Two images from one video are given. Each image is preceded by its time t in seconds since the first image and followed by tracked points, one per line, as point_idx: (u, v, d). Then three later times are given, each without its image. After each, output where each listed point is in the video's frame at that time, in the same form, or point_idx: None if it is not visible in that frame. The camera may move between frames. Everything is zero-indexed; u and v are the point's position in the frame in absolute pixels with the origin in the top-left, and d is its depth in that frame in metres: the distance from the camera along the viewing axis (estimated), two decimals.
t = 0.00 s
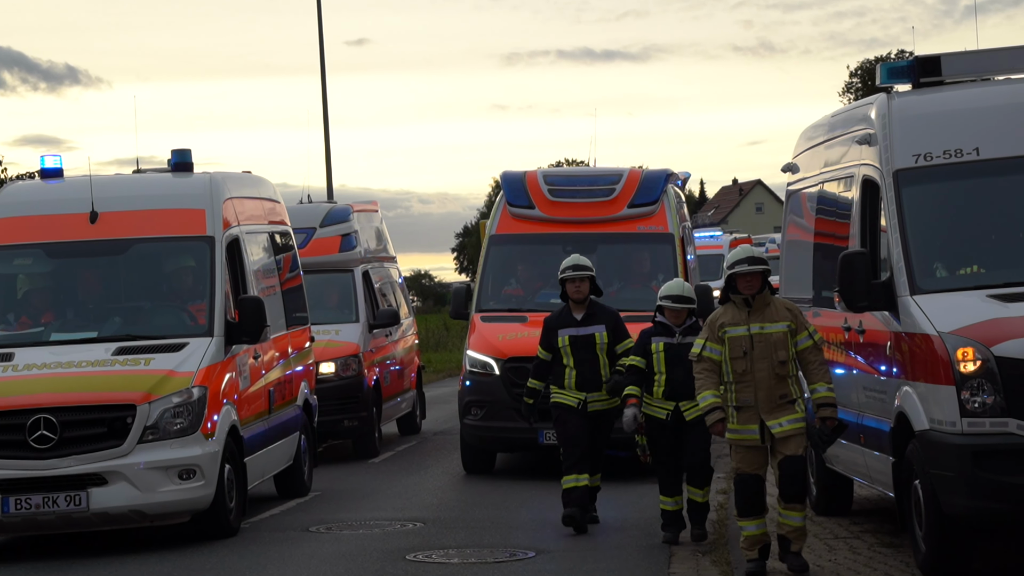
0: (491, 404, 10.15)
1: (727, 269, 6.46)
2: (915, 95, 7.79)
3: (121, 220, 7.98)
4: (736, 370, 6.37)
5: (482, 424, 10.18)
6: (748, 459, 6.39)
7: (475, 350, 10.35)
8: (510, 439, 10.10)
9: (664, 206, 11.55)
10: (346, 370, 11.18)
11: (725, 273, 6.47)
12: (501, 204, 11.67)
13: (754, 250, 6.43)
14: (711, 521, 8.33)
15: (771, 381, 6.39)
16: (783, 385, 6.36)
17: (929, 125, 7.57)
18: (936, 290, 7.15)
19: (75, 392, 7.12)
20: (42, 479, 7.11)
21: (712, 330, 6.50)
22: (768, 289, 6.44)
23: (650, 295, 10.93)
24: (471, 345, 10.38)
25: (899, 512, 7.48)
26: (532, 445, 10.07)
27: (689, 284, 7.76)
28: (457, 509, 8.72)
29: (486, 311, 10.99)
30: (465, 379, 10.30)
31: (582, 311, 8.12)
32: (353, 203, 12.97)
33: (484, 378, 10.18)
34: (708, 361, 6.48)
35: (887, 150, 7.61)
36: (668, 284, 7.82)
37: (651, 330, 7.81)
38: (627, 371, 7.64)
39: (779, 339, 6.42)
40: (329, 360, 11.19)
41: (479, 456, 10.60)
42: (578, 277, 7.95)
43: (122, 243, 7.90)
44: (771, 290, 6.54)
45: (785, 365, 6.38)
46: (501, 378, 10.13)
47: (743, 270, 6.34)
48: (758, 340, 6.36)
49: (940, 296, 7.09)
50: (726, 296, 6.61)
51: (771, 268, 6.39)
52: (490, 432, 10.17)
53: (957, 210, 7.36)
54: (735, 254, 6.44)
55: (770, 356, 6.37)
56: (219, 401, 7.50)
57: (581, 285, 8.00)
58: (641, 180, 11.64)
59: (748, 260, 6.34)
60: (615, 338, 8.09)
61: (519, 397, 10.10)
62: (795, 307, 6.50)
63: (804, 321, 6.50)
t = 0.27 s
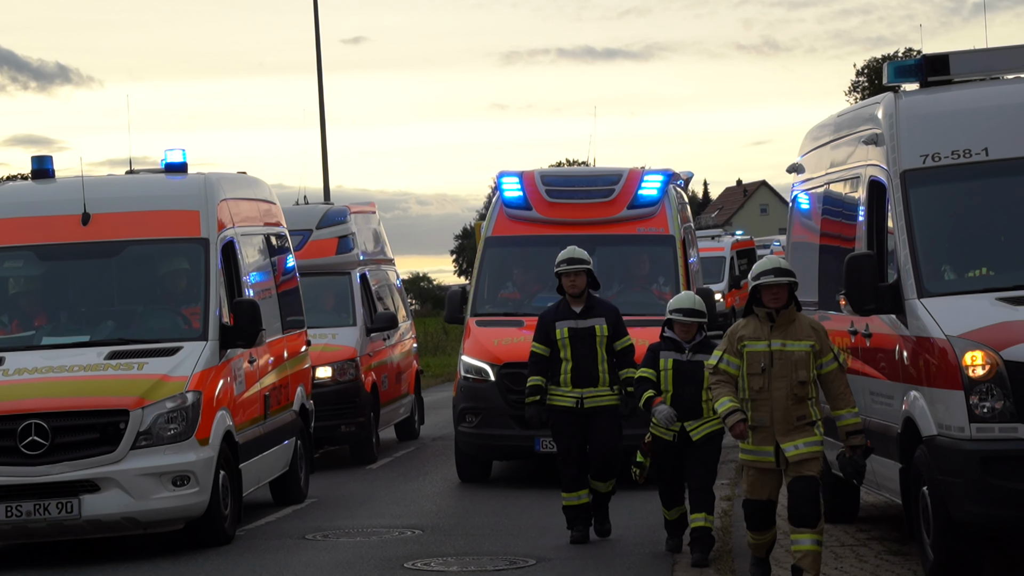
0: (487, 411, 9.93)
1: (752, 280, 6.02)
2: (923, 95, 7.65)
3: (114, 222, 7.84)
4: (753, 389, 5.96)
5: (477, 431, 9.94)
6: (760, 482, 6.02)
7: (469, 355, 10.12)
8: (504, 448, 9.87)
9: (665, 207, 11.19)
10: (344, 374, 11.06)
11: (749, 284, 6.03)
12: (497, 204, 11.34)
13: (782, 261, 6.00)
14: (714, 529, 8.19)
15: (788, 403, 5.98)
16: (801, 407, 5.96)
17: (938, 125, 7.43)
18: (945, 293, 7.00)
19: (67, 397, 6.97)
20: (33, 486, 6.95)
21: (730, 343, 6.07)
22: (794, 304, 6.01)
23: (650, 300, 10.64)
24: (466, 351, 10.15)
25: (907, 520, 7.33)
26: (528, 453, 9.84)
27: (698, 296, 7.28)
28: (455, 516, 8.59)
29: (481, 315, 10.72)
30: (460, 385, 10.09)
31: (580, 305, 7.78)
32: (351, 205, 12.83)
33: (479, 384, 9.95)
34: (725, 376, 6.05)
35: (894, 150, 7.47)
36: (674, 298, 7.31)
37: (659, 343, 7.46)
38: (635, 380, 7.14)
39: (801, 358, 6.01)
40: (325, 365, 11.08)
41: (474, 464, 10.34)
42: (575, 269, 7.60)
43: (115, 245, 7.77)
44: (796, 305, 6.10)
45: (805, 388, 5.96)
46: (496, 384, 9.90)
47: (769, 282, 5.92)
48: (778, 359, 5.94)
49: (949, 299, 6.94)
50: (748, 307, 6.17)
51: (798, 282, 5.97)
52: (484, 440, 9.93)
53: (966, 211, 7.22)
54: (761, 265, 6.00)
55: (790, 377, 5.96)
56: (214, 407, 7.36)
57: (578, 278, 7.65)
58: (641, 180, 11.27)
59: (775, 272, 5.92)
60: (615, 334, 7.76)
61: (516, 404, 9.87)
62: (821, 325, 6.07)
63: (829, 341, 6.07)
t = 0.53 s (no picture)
0: (482, 417, 9.88)
1: (761, 268, 5.92)
2: (925, 96, 7.61)
3: (111, 225, 7.80)
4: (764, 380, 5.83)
5: (472, 437, 9.89)
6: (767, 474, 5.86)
7: (464, 361, 10.06)
8: (498, 454, 9.80)
9: (664, 209, 11.12)
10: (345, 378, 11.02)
11: (759, 274, 5.93)
12: (493, 207, 11.26)
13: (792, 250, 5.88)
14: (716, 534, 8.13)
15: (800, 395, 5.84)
16: (813, 398, 5.81)
17: (940, 126, 7.39)
18: (949, 296, 6.95)
19: (64, 401, 6.92)
20: (30, 491, 6.89)
21: (740, 335, 5.96)
22: (806, 294, 5.88)
23: (648, 304, 10.58)
24: (460, 355, 10.10)
25: (909, 524, 7.28)
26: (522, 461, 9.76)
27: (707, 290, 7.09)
28: (454, 521, 8.53)
29: (476, 319, 10.65)
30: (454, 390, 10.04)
31: (585, 318, 7.58)
32: (350, 208, 12.80)
33: (475, 389, 9.90)
34: (733, 369, 5.95)
35: (897, 152, 7.42)
36: (685, 291, 7.14)
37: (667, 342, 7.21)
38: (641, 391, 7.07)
39: (813, 348, 5.87)
40: (324, 368, 11.04)
41: (469, 472, 10.24)
42: (579, 280, 7.38)
43: (112, 249, 7.73)
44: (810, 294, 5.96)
45: (818, 378, 5.81)
46: (491, 389, 9.85)
47: (777, 271, 5.79)
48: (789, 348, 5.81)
49: (952, 302, 6.89)
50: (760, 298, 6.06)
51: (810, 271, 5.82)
52: (478, 446, 9.88)
53: (969, 213, 7.17)
54: (769, 253, 5.89)
55: (801, 367, 5.81)
56: (213, 410, 7.31)
57: (583, 290, 7.45)
58: (639, 182, 11.23)
59: (785, 260, 5.77)
60: (620, 350, 7.53)
61: (512, 409, 9.82)
62: (835, 314, 5.92)
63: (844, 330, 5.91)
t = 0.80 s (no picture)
0: (473, 423, 9.73)
1: (756, 281, 5.58)
2: (928, 97, 7.54)
3: (106, 227, 7.73)
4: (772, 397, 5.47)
5: (463, 444, 9.74)
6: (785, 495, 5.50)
7: (456, 366, 9.92)
8: (490, 460, 9.66)
9: (662, 210, 11.00)
10: (344, 381, 10.98)
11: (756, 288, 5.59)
12: (488, 209, 11.14)
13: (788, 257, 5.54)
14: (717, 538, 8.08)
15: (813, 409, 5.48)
16: (826, 411, 5.47)
17: (943, 128, 7.32)
18: (953, 300, 6.87)
19: (58, 405, 6.85)
20: (24, 495, 6.81)
21: (743, 353, 5.60)
22: (808, 301, 5.54)
23: (645, 309, 10.45)
24: (454, 360, 9.96)
25: (913, 529, 7.21)
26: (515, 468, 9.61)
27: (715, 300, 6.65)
28: (451, 526, 8.45)
29: (469, 324, 10.53)
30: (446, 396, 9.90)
31: (592, 312, 7.41)
32: (348, 210, 12.75)
33: (467, 396, 9.75)
34: (740, 390, 5.60)
35: (900, 154, 7.35)
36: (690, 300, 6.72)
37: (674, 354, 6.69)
38: (648, 410, 6.60)
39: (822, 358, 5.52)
40: (322, 372, 10.96)
41: (461, 478, 10.08)
42: (586, 273, 7.22)
43: (107, 251, 7.67)
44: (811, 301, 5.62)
45: (829, 389, 5.47)
46: (483, 396, 9.71)
47: (774, 281, 5.46)
48: (795, 361, 5.47)
49: (956, 305, 6.82)
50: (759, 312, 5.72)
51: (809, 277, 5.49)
52: (469, 453, 9.72)
53: (974, 216, 7.10)
54: (763, 263, 5.56)
55: (811, 380, 5.46)
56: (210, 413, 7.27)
57: (590, 283, 7.28)
58: (637, 183, 11.12)
59: (781, 269, 5.45)
60: (630, 344, 7.38)
61: (504, 416, 9.68)
62: (841, 320, 5.59)
63: (853, 337, 5.57)
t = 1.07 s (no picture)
0: (464, 429, 9.55)
1: (765, 278, 5.46)
2: (930, 100, 7.50)
3: (103, 229, 7.69)
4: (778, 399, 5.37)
5: (455, 450, 9.57)
6: (792, 501, 5.43)
7: (448, 370, 9.74)
8: (482, 467, 9.48)
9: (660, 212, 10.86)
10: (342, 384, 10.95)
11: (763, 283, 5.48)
12: (482, 211, 11.01)
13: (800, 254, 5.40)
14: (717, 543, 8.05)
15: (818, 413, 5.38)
16: (833, 416, 5.35)
17: (945, 131, 7.28)
18: (955, 304, 6.83)
19: (54, 408, 6.80)
20: (19, 499, 6.76)
21: (749, 349, 5.49)
22: (815, 300, 5.43)
23: (641, 313, 10.32)
24: (446, 365, 9.77)
25: (914, 535, 7.17)
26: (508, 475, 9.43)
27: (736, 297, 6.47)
28: (449, 531, 8.40)
29: (462, 327, 10.36)
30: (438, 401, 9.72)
31: (596, 326, 6.92)
32: (347, 212, 12.72)
33: (459, 401, 9.58)
34: (745, 386, 5.46)
35: (902, 157, 7.30)
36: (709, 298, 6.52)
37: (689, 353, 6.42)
38: (672, 399, 6.16)
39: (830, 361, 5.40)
40: (320, 375, 10.92)
41: (453, 483, 9.90)
42: (588, 285, 6.75)
43: (103, 253, 7.62)
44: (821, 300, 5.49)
45: (836, 393, 5.34)
46: (476, 401, 9.53)
47: (782, 279, 5.34)
48: (801, 363, 5.36)
49: (958, 309, 6.77)
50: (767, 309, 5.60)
51: (819, 276, 5.35)
52: (461, 460, 9.55)
53: (977, 219, 7.05)
54: (774, 259, 5.43)
55: (817, 383, 5.34)
56: (208, 417, 7.23)
57: (591, 295, 6.80)
58: (634, 184, 10.96)
59: (789, 266, 5.33)
60: (635, 355, 6.91)
61: (497, 422, 9.49)
62: (852, 321, 5.45)
63: (863, 339, 5.44)
